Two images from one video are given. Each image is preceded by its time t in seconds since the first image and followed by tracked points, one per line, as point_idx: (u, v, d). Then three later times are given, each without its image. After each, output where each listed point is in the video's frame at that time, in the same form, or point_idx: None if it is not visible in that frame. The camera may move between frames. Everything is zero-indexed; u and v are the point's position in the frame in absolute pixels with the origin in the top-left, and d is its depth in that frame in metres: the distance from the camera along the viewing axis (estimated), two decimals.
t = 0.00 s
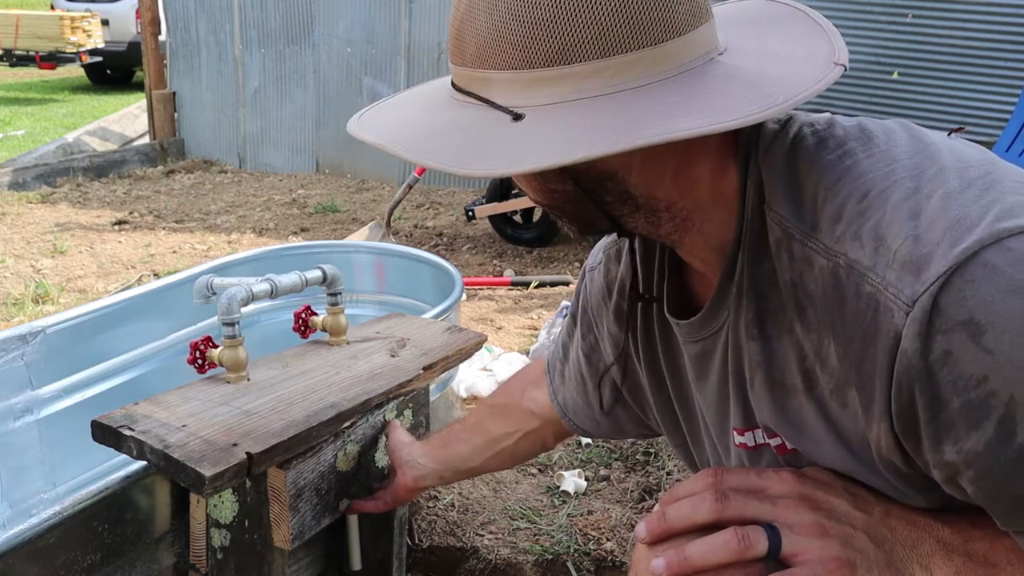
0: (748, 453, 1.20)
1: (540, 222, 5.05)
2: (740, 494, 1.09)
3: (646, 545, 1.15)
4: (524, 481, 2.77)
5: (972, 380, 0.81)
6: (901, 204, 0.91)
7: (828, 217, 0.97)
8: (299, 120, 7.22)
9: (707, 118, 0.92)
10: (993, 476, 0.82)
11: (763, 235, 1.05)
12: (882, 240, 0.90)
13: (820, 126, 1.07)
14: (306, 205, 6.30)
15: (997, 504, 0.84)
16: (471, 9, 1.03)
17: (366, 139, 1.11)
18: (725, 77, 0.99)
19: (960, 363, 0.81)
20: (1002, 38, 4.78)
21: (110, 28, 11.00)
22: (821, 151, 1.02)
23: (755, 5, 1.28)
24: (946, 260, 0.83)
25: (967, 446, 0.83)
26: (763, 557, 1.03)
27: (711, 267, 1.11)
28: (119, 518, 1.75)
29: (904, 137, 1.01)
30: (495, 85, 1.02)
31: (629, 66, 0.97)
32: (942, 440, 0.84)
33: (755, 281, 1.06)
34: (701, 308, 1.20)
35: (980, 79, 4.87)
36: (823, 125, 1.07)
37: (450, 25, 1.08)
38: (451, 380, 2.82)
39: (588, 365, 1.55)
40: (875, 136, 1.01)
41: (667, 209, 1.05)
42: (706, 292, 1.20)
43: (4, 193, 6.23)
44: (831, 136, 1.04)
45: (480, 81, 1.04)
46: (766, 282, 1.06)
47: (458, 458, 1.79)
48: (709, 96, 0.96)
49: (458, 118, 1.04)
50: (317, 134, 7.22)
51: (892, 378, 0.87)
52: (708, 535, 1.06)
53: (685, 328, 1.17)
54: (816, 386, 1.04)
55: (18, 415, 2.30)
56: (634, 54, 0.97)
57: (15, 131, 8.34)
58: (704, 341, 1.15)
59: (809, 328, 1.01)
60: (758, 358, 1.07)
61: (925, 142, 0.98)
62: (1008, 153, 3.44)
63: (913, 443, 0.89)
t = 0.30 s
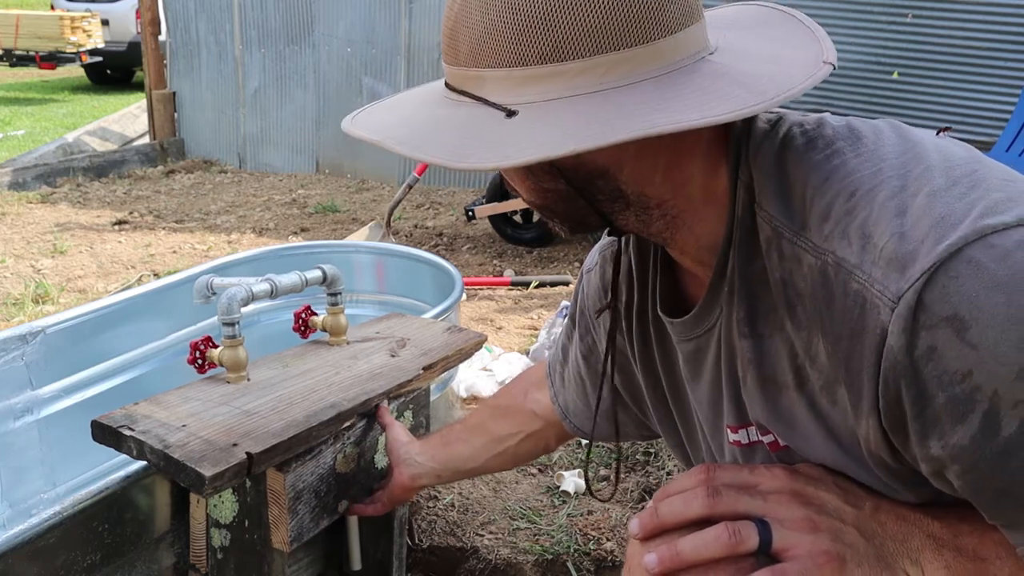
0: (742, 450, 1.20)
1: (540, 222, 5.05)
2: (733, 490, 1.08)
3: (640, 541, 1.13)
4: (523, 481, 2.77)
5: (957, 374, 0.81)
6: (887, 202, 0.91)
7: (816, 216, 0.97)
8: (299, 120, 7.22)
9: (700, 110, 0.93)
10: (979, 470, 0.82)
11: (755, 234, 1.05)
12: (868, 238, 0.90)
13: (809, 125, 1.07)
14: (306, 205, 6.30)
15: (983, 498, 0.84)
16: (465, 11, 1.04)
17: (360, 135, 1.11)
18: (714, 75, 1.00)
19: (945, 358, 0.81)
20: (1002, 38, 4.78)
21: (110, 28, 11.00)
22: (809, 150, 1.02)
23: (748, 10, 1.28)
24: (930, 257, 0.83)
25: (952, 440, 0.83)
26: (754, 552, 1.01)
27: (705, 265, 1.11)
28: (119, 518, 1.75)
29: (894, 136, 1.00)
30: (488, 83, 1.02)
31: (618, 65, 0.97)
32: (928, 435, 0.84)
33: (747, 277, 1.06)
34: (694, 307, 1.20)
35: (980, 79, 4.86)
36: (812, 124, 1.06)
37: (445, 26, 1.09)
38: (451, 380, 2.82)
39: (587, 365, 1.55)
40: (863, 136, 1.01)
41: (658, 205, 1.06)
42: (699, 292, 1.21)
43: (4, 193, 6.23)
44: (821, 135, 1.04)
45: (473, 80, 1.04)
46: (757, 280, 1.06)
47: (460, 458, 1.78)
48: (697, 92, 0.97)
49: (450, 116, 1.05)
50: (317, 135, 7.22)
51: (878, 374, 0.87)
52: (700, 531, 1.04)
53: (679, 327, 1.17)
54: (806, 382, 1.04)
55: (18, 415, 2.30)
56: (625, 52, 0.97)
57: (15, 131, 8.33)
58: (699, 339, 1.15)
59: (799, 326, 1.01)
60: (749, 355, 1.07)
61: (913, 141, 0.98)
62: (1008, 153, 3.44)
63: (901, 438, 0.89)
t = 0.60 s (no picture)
0: (741, 446, 1.19)
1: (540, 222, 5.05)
2: (729, 487, 1.08)
3: (638, 539, 1.13)
4: (524, 481, 2.77)
5: (947, 365, 0.80)
6: (878, 196, 0.90)
7: (808, 210, 0.97)
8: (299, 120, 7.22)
9: (697, 94, 0.94)
10: (969, 461, 0.81)
11: (750, 231, 1.05)
12: (859, 231, 0.90)
13: (802, 122, 1.07)
14: (306, 205, 6.30)
15: (974, 489, 0.83)
16: (466, 5, 1.06)
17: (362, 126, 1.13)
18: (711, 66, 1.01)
19: (935, 349, 0.81)
20: (1002, 38, 4.78)
21: (110, 28, 11.00)
22: (802, 146, 1.02)
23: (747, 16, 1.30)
24: (919, 251, 0.83)
25: (943, 431, 0.82)
26: (751, 549, 1.00)
27: (702, 262, 1.12)
28: (119, 518, 1.75)
29: (886, 133, 1.00)
30: (488, 75, 1.04)
31: (618, 56, 0.99)
32: (919, 426, 0.84)
33: (742, 273, 1.06)
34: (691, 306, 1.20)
35: (981, 79, 4.86)
36: (806, 122, 1.06)
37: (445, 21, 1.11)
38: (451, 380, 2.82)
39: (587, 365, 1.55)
40: (855, 131, 1.01)
41: (653, 200, 1.07)
42: (697, 290, 1.21)
43: (4, 193, 6.23)
44: (814, 132, 1.04)
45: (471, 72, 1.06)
46: (752, 276, 1.06)
47: (460, 459, 1.78)
48: (695, 80, 0.98)
49: (448, 106, 1.06)
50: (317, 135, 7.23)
51: (870, 366, 0.87)
52: (697, 528, 1.05)
53: (678, 324, 1.17)
54: (800, 375, 1.03)
55: (18, 415, 2.30)
56: (626, 42, 0.99)
57: (15, 131, 8.34)
58: (698, 336, 1.16)
59: (792, 320, 1.01)
60: (745, 349, 1.07)
61: (905, 138, 0.98)
62: (1008, 152, 3.43)
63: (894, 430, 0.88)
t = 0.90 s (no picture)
0: (747, 441, 1.19)
1: (540, 222, 5.05)
2: (729, 491, 1.07)
3: (638, 545, 1.13)
4: (523, 481, 2.77)
5: (946, 356, 0.81)
6: (877, 187, 0.91)
7: (806, 202, 0.97)
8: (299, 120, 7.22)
9: (691, 76, 0.98)
10: (968, 452, 0.81)
11: (751, 226, 1.05)
12: (857, 223, 0.91)
13: (803, 117, 1.07)
14: (306, 205, 6.30)
15: (976, 482, 0.83)
16: (469, 3, 1.10)
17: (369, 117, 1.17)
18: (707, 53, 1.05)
19: (934, 340, 0.81)
20: (1002, 39, 4.78)
21: (110, 28, 10.99)
22: (803, 139, 1.02)
23: (756, 15, 1.31)
24: (918, 240, 0.83)
25: (943, 423, 0.82)
26: (753, 554, 1.01)
27: (704, 257, 1.12)
28: (119, 517, 1.75)
29: (887, 127, 1.01)
30: (490, 68, 1.08)
31: (617, 44, 1.03)
32: (918, 417, 0.84)
33: (743, 267, 1.06)
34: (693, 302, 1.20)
35: (981, 79, 4.86)
36: (808, 117, 1.07)
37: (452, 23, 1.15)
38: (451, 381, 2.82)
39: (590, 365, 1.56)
40: (855, 124, 1.01)
41: (654, 193, 1.08)
42: (699, 287, 1.21)
43: (4, 193, 6.24)
44: (815, 127, 1.04)
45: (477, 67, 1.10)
46: (753, 270, 1.06)
47: (460, 458, 1.78)
48: (689, 65, 1.01)
49: (453, 99, 1.09)
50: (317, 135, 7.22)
51: (868, 358, 0.87)
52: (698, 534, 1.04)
53: (681, 320, 1.17)
54: (800, 365, 1.03)
55: (18, 415, 2.30)
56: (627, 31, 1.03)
57: (15, 131, 8.33)
58: (701, 332, 1.15)
59: (791, 312, 1.01)
60: (747, 343, 1.07)
61: (904, 133, 0.99)
62: (1008, 153, 3.44)
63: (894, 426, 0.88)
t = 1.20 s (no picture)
0: (744, 450, 1.19)
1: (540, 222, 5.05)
2: (728, 503, 1.08)
3: (634, 555, 1.13)
4: (523, 480, 2.76)
5: (943, 380, 0.81)
6: (875, 205, 0.91)
7: (804, 215, 0.97)
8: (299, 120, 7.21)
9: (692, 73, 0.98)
10: (965, 477, 0.82)
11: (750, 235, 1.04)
12: (854, 240, 0.91)
13: (804, 126, 1.06)
14: (306, 205, 6.29)
15: (974, 506, 0.84)
16: (465, 5, 1.10)
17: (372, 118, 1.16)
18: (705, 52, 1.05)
19: (931, 364, 0.81)
20: (1002, 39, 4.76)
21: (110, 28, 10.99)
22: (803, 150, 1.02)
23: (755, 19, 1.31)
24: (914, 261, 0.83)
25: (940, 447, 0.83)
26: (751, 569, 1.02)
27: (704, 265, 1.11)
28: (119, 518, 1.75)
29: (888, 139, 1.00)
30: (489, 71, 1.08)
31: (617, 44, 1.03)
32: (915, 442, 0.84)
33: (743, 278, 1.06)
34: (693, 310, 1.20)
35: (980, 79, 4.85)
36: (809, 125, 1.07)
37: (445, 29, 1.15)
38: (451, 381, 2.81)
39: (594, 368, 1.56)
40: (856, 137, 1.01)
41: (654, 201, 1.08)
42: (699, 294, 1.21)
43: (4, 193, 6.24)
44: (815, 137, 1.04)
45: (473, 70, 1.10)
46: (752, 281, 1.05)
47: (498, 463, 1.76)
48: (687, 64, 1.02)
49: (451, 102, 1.09)
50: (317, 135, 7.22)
51: (865, 378, 0.87)
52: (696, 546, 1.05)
53: (683, 326, 1.16)
54: (799, 378, 1.03)
55: (18, 416, 2.30)
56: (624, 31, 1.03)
57: (15, 131, 8.33)
58: (702, 340, 1.15)
59: (789, 325, 1.00)
60: (746, 355, 1.07)
61: (905, 145, 0.98)
62: (1008, 152, 3.44)
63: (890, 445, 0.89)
